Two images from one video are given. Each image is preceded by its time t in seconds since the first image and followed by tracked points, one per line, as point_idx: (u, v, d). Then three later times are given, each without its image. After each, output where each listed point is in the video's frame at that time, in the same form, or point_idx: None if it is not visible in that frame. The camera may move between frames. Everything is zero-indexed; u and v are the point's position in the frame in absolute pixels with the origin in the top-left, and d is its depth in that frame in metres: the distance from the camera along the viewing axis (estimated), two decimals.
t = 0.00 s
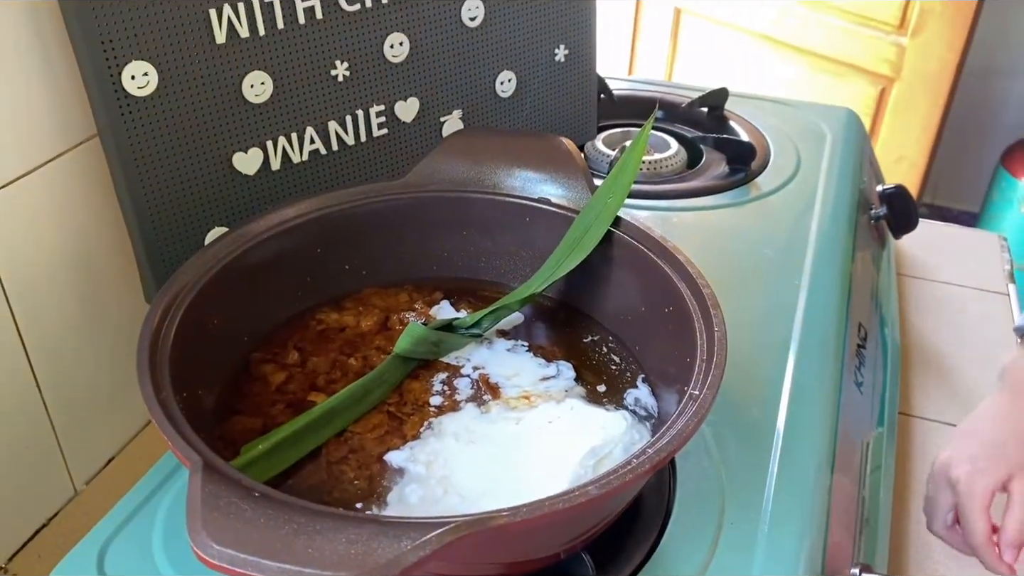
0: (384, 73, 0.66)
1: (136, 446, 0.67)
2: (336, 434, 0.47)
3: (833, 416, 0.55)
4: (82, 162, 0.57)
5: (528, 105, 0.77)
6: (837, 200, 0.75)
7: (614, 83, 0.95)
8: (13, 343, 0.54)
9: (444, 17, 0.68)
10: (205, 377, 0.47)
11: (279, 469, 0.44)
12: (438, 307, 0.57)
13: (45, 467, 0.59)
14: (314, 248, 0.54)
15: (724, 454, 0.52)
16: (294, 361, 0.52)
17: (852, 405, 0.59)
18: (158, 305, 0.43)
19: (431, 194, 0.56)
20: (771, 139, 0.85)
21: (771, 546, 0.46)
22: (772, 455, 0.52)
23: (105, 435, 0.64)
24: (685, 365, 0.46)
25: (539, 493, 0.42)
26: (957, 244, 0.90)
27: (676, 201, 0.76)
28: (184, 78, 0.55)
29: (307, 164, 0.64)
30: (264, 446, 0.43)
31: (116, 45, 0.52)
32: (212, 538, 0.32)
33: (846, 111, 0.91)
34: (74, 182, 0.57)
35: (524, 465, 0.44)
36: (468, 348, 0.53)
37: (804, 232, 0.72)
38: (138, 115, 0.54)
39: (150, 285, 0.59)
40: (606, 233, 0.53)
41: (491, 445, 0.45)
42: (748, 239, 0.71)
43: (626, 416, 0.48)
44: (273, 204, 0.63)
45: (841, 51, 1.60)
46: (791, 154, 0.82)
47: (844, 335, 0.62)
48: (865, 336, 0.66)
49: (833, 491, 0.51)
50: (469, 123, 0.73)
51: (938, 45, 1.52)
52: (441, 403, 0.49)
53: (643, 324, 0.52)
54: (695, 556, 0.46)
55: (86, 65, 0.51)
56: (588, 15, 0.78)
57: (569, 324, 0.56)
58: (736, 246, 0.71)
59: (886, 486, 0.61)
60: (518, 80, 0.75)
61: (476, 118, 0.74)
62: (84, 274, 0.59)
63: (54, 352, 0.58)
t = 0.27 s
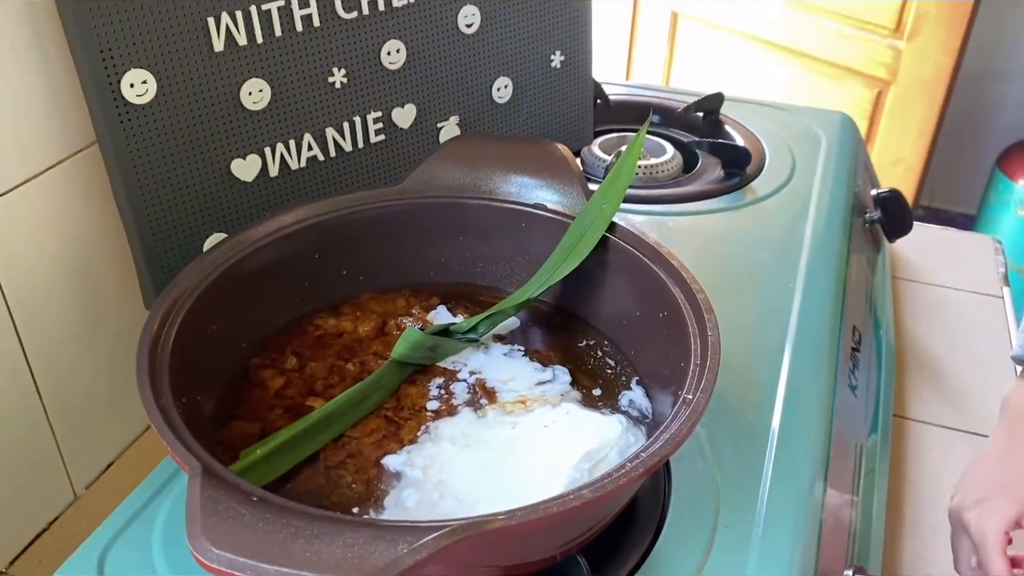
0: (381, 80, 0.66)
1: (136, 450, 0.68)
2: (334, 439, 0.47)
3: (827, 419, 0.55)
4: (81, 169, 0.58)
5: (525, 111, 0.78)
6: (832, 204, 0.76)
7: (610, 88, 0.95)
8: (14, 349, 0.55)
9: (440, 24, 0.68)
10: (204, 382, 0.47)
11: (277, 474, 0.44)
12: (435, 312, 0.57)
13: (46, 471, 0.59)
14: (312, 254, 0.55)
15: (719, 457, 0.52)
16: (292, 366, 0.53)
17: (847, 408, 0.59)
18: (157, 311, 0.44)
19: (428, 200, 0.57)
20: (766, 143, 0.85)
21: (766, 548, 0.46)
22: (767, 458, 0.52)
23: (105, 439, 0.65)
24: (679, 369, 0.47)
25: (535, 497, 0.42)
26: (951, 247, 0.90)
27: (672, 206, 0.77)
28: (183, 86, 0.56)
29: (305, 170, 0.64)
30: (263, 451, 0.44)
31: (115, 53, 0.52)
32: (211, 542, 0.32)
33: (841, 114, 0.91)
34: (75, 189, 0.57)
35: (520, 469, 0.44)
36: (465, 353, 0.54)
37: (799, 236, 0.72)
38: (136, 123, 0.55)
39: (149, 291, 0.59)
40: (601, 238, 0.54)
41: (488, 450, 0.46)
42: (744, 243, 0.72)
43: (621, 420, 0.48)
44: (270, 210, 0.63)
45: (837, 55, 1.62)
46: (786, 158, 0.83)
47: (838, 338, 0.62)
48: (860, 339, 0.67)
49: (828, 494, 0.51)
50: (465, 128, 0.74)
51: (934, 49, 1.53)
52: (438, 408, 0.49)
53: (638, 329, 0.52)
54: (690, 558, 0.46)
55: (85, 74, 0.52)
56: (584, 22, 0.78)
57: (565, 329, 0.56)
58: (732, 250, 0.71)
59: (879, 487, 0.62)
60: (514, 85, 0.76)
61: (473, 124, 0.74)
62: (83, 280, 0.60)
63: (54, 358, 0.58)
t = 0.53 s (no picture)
0: (379, 87, 0.67)
1: (135, 455, 0.68)
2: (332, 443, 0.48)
3: (821, 422, 0.56)
4: (81, 176, 0.58)
5: (521, 116, 0.79)
6: (826, 208, 0.77)
7: (606, 93, 0.96)
8: (15, 355, 0.55)
9: (437, 31, 0.69)
10: (203, 388, 0.48)
11: (276, 479, 0.44)
12: (432, 317, 0.58)
13: (46, 476, 0.60)
14: (310, 260, 0.55)
15: (713, 460, 0.53)
16: (290, 371, 0.53)
17: (840, 411, 0.60)
18: (157, 317, 0.44)
19: (424, 206, 0.57)
20: (760, 147, 0.86)
21: (759, 549, 0.47)
22: (761, 460, 0.53)
23: (105, 444, 0.65)
24: (673, 373, 0.47)
25: (531, 500, 0.43)
26: (945, 251, 0.91)
27: (667, 211, 0.77)
28: (182, 93, 0.56)
29: (303, 177, 0.65)
30: (262, 455, 0.44)
31: (115, 62, 0.53)
32: (211, 545, 0.33)
33: (835, 119, 0.92)
34: (75, 196, 0.58)
35: (516, 473, 0.45)
36: (461, 357, 0.54)
37: (793, 241, 0.73)
38: (136, 130, 0.55)
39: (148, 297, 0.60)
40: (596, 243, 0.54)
41: (485, 454, 0.46)
42: (739, 247, 0.73)
43: (616, 423, 0.49)
44: (269, 216, 0.64)
45: (833, 59, 1.63)
46: (781, 163, 0.84)
47: (832, 341, 0.63)
48: (853, 342, 0.68)
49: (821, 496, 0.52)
50: (462, 134, 0.75)
51: (929, 52, 1.53)
52: (435, 412, 0.50)
53: (632, 333, 0.53)
54: (684, 559, 0.47)
55: (85, 82, 0.52)
56: (579, 30, 0.79)
57: (560, 333, 0.57)
58: (727, 254, 0.72)
59: (873, 489, 0.62)
60: (510, 92, 0.77)
61: (469, 130, 0.75)
62: (83, 285, 0.60)
63: (54, 363, 0.59)
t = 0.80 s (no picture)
0: (375, 94, 0.67)
1: (134, 460, 0.68)
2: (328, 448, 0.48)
3: (814, 426, 0.56)
4: (79, 185, 0.59)
5: (516, 123, 0.79)
6: (820, 213, 0.77)
7: (601, 99, 0.97)
8: (13, 361, 0.56)
9: (433, 39, 0.69)
10: (201, 394, 0.48)
11: (273, 484, 0.45)
12: (429, 323, 0.58)
13: (45, 482, 0.60)
14: (307, 267, 0.55)
15: (708, 464, 0.53)
16: (287, 377, 0.54)
17: (834, 415, 0.60)
18: (155, 324, 0.45)
19: (420, 212, 0.58)
20: (755, 152, 0.87)
21: (753, 552, 0.47)
22: (754, 464, 0.53)
23: (103, 449, 0.65)
24: (666, 378, 0.48)
25: (526, 504, 0.43)
26: (939, 255, 0.91)
27: (662, 216, 0.78)
28: (179, 102, 0.57)
29: (300, 184, 0.65)
30: (259, 461, 0.45)
31: (112, 71, 0.53)
32: (208, 550, 0.33)
33: (829, 124, 0.93)
34: (73, 204, 0.58)
35: (511, 478, 0.45)
36: (457, 363, 0.54)
37: (787, 245, 0.74)
38: (133, 138, 0.56)
39: (146, 304, 0.60)
40: (591, 249, 0.55)
41: (480, 459, 0.46)
42: (734, 252, 0.73)
43: (610, 429, 0.49)
44: (265, 223, 0.64)
45: (827, 63, 1.65)
46: (775, 168, 0.84)
47: (825, 345, 0.63)
48: (847, 346, 0.68)
49: (814, 499, 0.52)
50: (458, 141, 0.75)
51: (924, 59, 1.53)
52: (431, 417, 0.50)
53: (626, 338, 0.53)
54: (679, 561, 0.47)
55: (83, 92, 0.53)
56: (575, 37, 0.80)
57: (556, 338, 0.57)
58: (722, 259, 0.72)
59: (866, 491, 0.63)
60: (506, 98, 0.77)
61: (465, 136, 0.76)
62: (81, 292, 0.60)
63: (53, 370, 0.59)
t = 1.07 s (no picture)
0: (367, 102, 0.68)
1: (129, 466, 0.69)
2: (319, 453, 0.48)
3: (803, 430, 0.57)
4: (73, 193, 0.59)
5: (508, 130, 0.80)
6: (810, 218, 0.78)
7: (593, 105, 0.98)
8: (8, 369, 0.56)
9: (425, 47, 0.70)
10: (194, 400, 0.49)
11: (264, 490, 0.45)
12: (420, 329, 0.59)
13: (39, 488, 0.60)
14: (299, 274, 0.56)
15: (697, 468, 0.54)
16: (279, 383, 0.54)
17: (823, 418, 0.61)
18: (147, 331, 0.45)
19: (411, 219, 0.58)
20: (746, 158, 0.87)
21: (742, 555, 0.48)
22: (743, 467, 0.53)
23: (97, 456, 0.66)
24: (655, 382, 0.48)
25: (515, 508, 0.44)
26: (930, 259, 0.92)
27: (653, 222, 0.78)
28: (172, 111, 0.57)
29: (293, 191, 0.66)
30: (250, 466, 0.45)
31: (106, 81, 0.54)
32: (198, 555, 0.34)
33: (820, 129, 0.93)
34: (67, 212, 0.59)
35: (501, 482, 0.45)
36: (448, 368, 0.55)
37: (778, 250, 0.74)
38: (127, 147, 0.56)
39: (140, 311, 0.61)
40: (580, 255, 0.55)
41: (470, 463, 0.47)
42: (725, 257, 0.73)
43: (600, 433, 0.49)
44: (258, 230, 0.65)
45: (821, 68, 1.66)
46: (766, 173, 0.85)
47: (814, 350, 0.64)
48: (837, 351, 0.69)
49: (802, 503, 0.53)
50: (450, 148, 0.76)
51: (918, 63, 1.55)
52: (422, 423, 0.51)
53: (616, 343, 0.54)
54: (668, 564, 0.48)
55: (77, 101, 0.53)
56: (565, 45, 0.81)
57: (546, 344, 0.58)
58: (713, 264, 0.73)
59: (856, 495, 0.63)
60: (498, 106, 0.78)
61: (458, 143, 0.76)
62: (75, 299, 0.61)
63: (47, 376, 0.59)
